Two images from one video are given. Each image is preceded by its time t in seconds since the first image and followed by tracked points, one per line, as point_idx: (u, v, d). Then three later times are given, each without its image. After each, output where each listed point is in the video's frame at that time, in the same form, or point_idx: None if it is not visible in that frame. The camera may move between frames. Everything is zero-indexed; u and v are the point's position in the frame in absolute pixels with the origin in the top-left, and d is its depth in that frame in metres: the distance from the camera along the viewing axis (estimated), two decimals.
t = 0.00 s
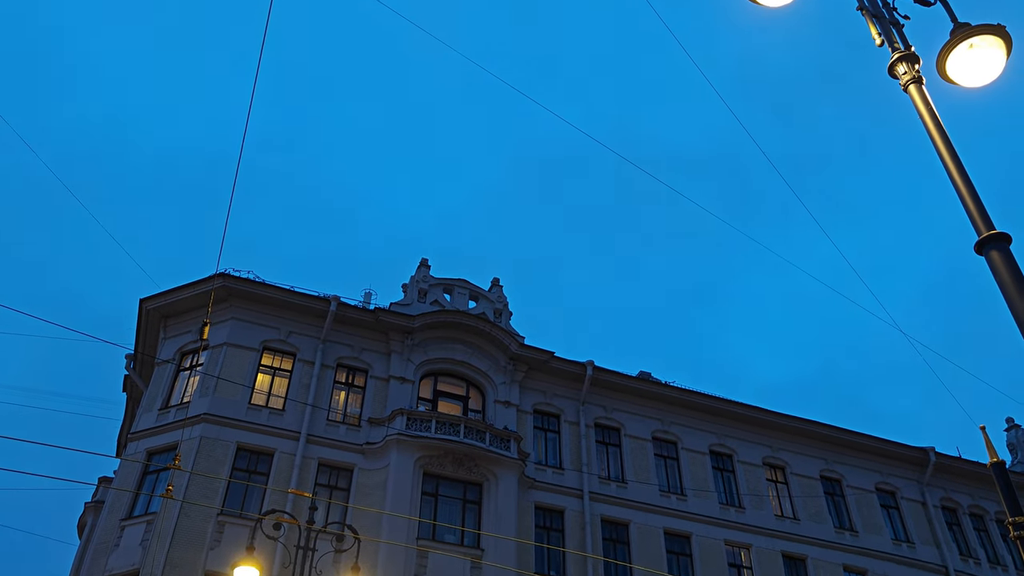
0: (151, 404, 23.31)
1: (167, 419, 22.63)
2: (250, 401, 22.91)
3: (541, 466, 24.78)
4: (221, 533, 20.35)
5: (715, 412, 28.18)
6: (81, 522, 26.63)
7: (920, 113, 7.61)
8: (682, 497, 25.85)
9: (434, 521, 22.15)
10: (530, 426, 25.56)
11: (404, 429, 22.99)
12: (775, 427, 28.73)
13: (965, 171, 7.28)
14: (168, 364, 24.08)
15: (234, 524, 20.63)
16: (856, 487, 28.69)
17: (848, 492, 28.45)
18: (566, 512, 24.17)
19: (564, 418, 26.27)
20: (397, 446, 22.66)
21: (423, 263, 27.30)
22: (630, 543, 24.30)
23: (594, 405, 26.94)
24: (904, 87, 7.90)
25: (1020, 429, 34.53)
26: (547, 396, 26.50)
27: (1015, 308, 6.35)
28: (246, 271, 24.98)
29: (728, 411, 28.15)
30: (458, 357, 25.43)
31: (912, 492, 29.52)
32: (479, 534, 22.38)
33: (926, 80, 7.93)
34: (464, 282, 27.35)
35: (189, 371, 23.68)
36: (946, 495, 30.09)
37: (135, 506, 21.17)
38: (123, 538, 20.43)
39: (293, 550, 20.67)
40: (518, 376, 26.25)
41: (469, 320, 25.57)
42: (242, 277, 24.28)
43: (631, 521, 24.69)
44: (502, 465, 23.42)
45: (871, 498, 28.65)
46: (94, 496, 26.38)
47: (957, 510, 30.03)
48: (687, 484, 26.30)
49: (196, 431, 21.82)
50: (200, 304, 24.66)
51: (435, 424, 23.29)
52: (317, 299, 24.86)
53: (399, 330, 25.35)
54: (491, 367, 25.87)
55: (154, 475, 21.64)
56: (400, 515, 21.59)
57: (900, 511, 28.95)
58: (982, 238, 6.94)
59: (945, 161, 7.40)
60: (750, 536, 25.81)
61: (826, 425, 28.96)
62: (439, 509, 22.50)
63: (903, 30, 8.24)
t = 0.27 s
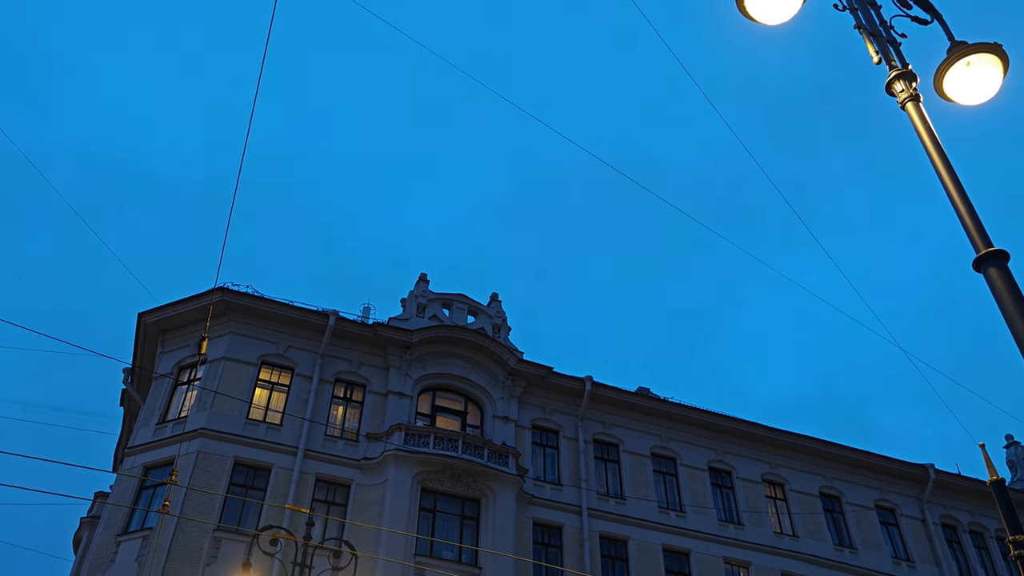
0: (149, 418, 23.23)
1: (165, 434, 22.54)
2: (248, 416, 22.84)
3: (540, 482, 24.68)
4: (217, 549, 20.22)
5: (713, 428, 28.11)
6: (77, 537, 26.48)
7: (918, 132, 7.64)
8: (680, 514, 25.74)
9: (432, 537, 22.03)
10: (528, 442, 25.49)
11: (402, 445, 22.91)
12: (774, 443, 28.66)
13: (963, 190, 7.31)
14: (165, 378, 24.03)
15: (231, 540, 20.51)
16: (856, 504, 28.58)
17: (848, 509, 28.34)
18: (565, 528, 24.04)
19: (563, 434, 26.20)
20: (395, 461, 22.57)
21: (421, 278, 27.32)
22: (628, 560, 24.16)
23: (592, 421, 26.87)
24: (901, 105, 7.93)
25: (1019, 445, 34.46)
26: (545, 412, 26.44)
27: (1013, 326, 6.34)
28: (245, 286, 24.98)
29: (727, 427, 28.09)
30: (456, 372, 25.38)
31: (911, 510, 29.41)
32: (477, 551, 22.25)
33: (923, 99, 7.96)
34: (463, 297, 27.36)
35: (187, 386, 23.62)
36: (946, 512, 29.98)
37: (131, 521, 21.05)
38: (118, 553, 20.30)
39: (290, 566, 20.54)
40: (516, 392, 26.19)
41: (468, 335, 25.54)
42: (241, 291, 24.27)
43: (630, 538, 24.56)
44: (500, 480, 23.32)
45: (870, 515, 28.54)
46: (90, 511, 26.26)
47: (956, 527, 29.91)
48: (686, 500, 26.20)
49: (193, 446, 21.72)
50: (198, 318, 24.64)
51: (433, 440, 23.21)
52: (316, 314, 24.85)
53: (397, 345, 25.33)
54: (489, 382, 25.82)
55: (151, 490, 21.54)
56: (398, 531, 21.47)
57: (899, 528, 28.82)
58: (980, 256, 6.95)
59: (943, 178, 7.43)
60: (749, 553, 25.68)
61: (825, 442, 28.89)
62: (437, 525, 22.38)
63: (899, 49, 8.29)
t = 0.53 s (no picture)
0: (145, 433, 23.15)
1: (161, 448, 22.46)
2: (245, 430, 22.76)
3: (538, 497, 24.57)
4: (213, 565, 20.09)
5: (712, 444, 28.03)
6: (72, 552, 26.32)
7: (916, 149, 7.68)
8: (679, 530, 25.62)
9: (429, 554, 21.90)
10: (526, 457, 25.41)
11: (400, 460, 22.82)
12: (772, 459, 28.59)
13: (960, 206, 7.34)
14: (162, 392, 23.96)
15: (227, 555, 20.37)
16: (855, 521, 28.48)
17: (847, 526, 28.23)
18: (563, 545, 23.91)
19: (561, 449, 26.12)
20: (392, 477, 22.46)
21: (420, 292, 27.31)
22: None
23: (591, 436, 26.80)
24: (899, 121, 7.97)
25: (1018, 462, 34.36)
26: (543, 427, 26.37)
27: (1012, 342, 6.34)
28: (243, 300, 24.96)
29: (726, 443, 28.02)
30: (455, 387, 25.32)
31: (911, 527, 29.30)
32: (474, 567, 22.11)
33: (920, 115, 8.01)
34: (462, 312, 27.34)
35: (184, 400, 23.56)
36: (946, 529, 29.86)
37: (126, 536, 20.94)
38: (113, 568, 20.17)
39: None
40: (514, 407, 26.13)
41: (466, 350, 25.51)
42: (239, 305, 24.25)
43: (628, 554, 24.44)
44: (498, 496, 23.22)
45: (870, 532, 28.43)
46: (85, 526, 26.12)
47: (956, 544, 29.78)
48: (685, 516, 26.08)
49: (190, 460, 21.63)
50: (196, 333, 24.60)
51: (431, 455, 23.13)
52: (314, 328, 24.82)
53: (395, 359, 25.29)
54: (487, 397, 25.76)
55: (147, 505, 21.43)
56: (395, 547, 21.34)
57: (899, 545, 28.69)
58: (978, 272, 6.97)
59: (940, 195, 7.46)
60: (748, 570, 25.55)
61: (824, 458, 28.81)
62: (435, 541, 22.26)
63: (897, 67, 8.35)
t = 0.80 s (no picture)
0: (141, 446, 23.06)
1: (158, 462, 22.37)
2: (242, 444, 22.68)
3: (536, 513, 24.46)
4: None
5: (711, 459, 27.96)
6: (66, 566, 26.17)
7: (913, 164, 7.72)
8: (677, 546, 25.50)
9: (426, 569, 21.77)
10: (524, 472, 25.32)
11: (397, 474, 22.72)
12: (771, 475, 28.51)
13: (958, 221, 7.36)
14: (159, 406, 23.89)
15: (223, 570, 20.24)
16: (854, 537, 28.37)
17: (846, 542, 28.12)
18: (560, 560, 23.79)
19: (559, 464, 26.05)
20: (389, 491, 22.34)
21: (418, 306, 27.31)
22: None
23: (589, 451, 26.72)
24: (895, 137, 8.02)
25: (1017, 478, 34.29)
26: (541, 441, 26.30)
27: (1009, 358, 6.34)
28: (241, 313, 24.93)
29: (724, 458, 27.95)
30: (452, 401, 25.25)
31: (910, 543, 29.19)
32: None
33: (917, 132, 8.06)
34: (460, 326, 27.33)
35: (181, 414, 23.49)
36: (945, 546, 29.75)
37: (121, 551, 20.81)
38: None
39: None
40: (512, 421, 26.06)
41: (464, 364, 25.47)
42: (237, 319, 24.22)
43: (626, 570, 24.32)
44: (496, 511, 23.12)
45: (869, 548, 28.32)
46: (80, 540, 25.99)
47: (956, 561, 29.66)
48: (683, 532, 25.97)
49: (186, 474, 21.53)
50: (193, 346, 24.56)
51: (428, 469, 23.04)
52: (312, 341, 24.79)
53: (393, 373, 25.24)
54: (485, 412, 25.69)
55: (142, 519, 21.32)
56: (392, 562, 21.21)
57: (898, 562, 28.57)
58: (975, 288, 6.97)
59: (937, 210, 7.48)
60: None
61: (823, 473, 28.73)
62: (432, 556, 22.13)
63: (894, 83, 8.40)
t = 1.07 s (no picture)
0: (138, 460, 22.96)
1: (154, 476, 22.26)
2: (238, 458, 22.58)
3: (533, 528, 24.34)
4: None
5: (709, 475, 27.87)
6: None
7: (910, 180, 7.75)
8: (675, 562, 25.38)
9: None
10: (522, 487, 25.23)
11: (394, 489, 22.61)
12: (769, 491, 28.41)
13: (955, 237, 7.39)
14: (156, 419, 23.80)
15: None
16: (853, 554, 28.25)
17: (845, 559, 27.99)
18: None
19: (557, 479, 25.95)
20: (386, 506, 22.21)
21: (416, 320, 27.29)
22: None
23: (587, 466, 26.64)
24: (893, 154, 8.06)
25: (1016, 495, 34.19)
26: (539, 456, 26.21)
27: (1007, 374, 6.34)
28: (238, 326, 24.89)
29: (723, 474, 27.86)
30: (450, 416, 25.17)
31: (909, 560, 29.07)
32: None
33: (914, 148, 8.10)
34: (457, 340, 27.30)
35: (178, 428, 23.40)
36: (944, 563, 29.63)
37: (116, 566, 20.67)
38: None
39: None
40: (510, 436, 25.98)
41: (462, 378, 25.41)
42: (234, 332, 24.18)
43: None
44: (493, 527, 23.00)
45: (868, 565, 28.20)
46: (75, 555, 25.84)
47: None
48: (681, 548, 25.85)
49: (182, 489, 21.42)
50: (191, 359, 24.50)
51: (425, 484, 22.94)
52: (309, 355, 24.74)
53: (391, 387, 25.19)
54: (483, 426, 25.62)
55: (138, 534, 21.19)
56: None
57: None
58: (973, 304, 6.99)
59: (934, 225, 7.51)
60: None
61: (821, 489, 28.64)
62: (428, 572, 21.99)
63: (890, 100, 8.46)
